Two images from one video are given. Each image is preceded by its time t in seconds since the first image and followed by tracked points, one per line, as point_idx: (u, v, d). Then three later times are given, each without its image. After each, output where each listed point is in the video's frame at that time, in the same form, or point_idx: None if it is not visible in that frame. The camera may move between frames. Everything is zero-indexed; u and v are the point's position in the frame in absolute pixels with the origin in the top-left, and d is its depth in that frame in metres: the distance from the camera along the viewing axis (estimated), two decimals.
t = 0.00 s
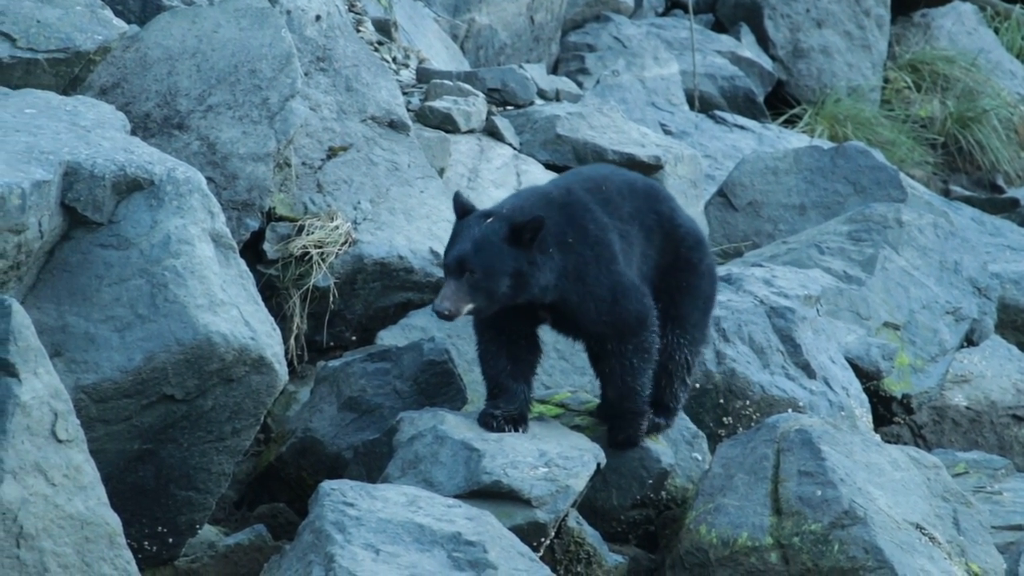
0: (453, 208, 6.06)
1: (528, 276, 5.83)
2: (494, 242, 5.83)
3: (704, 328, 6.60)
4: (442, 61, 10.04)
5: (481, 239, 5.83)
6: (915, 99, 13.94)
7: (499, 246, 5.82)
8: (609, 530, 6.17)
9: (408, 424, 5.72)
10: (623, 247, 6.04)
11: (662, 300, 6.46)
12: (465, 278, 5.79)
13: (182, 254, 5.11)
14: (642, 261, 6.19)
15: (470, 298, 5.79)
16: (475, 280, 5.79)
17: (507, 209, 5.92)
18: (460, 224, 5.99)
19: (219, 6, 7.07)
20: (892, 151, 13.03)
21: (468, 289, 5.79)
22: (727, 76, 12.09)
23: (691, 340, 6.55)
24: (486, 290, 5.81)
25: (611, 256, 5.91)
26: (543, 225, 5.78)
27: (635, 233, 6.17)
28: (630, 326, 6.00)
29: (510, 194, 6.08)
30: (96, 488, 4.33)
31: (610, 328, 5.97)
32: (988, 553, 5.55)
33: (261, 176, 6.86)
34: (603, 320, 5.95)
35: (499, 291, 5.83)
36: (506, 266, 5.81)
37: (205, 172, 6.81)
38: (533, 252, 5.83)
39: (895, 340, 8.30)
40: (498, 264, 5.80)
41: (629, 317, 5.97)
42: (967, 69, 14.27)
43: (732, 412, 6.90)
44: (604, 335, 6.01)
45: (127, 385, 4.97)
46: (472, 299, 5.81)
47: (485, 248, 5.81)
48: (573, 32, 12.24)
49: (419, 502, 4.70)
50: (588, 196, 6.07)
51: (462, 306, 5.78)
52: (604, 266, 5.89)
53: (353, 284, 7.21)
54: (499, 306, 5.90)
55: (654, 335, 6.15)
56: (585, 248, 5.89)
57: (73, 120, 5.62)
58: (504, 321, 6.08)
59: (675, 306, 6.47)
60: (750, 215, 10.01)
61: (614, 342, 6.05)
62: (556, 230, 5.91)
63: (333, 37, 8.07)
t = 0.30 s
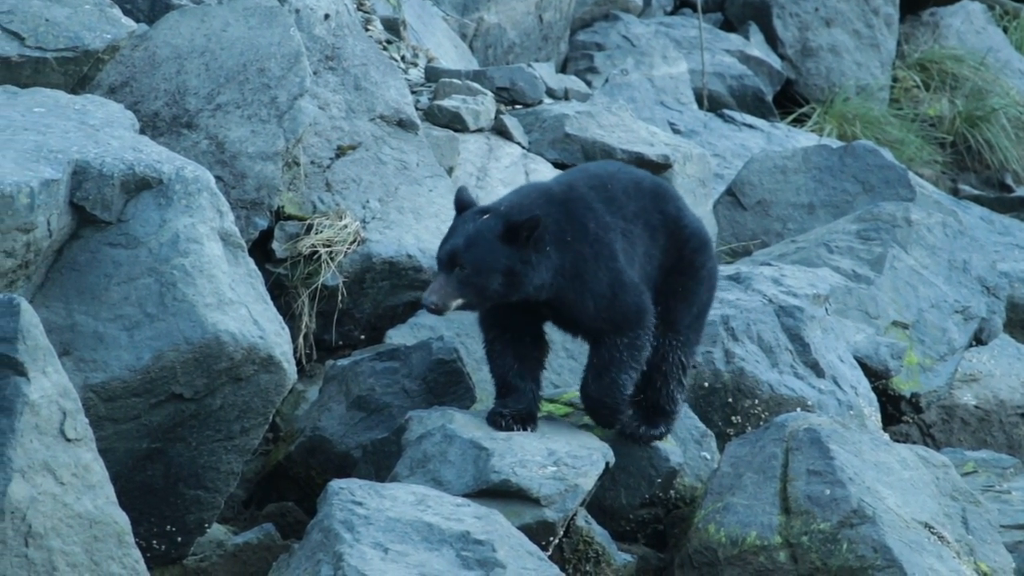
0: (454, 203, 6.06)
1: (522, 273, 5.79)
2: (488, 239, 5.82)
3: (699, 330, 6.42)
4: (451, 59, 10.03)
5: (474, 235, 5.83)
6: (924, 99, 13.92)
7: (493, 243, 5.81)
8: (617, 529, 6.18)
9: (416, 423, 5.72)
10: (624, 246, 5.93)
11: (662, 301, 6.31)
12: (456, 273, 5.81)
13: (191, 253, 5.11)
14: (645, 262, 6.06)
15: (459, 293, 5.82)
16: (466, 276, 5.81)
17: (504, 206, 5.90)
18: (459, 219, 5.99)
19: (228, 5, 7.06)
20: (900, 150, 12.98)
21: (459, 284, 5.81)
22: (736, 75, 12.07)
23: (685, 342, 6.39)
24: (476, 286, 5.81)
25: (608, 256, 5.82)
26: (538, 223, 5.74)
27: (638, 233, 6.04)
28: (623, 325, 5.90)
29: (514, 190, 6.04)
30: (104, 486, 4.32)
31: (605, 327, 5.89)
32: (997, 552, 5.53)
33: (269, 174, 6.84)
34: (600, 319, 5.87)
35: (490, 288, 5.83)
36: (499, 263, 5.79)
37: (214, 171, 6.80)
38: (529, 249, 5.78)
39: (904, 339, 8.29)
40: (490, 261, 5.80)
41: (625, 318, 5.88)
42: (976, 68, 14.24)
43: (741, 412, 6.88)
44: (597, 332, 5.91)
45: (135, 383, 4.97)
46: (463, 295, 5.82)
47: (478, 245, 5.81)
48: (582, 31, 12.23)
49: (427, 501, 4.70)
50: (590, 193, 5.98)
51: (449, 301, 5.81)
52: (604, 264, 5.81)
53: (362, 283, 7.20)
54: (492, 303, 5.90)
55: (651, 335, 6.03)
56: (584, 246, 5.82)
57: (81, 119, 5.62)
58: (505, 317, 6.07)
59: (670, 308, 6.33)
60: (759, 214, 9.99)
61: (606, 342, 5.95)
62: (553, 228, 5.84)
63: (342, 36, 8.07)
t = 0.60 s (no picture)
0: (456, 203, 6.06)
1: (518, 270, 5.75)
2: (485, 237, 5.80)
3: (703, 333, 6.30)
4: (460, 59, 10.03)
5: (471, 232, 5.82)
6: (933, 98, 13.84)
7: (490, 240, 5.79)
8: (626, 529, 6.17)
9: (426, 424, 5.72)
10: (624, 246, 5.88)
11: (664, 304, 6.21)
12: (450, 269, 5.80)
13: (200, 253, 5.11)
14: (648, 263, 5.99)
15: (453, 290, 5.81)
16: (461, 274, 5.79)
17: (503, 204, 5.88)
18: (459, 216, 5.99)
19: (238, 5, 7.08)
20: (909, 150, 12.98)
21: (454, 281, 5.80)
22: (745, 75, 12.06)
23: (689, 344, 6.27)
24: (471, 284, 5.80)
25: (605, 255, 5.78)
26: (535, 220, 5.71)
27: (642, 234, 5.97)
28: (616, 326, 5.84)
29: (517, 187, 6.00)
30: (113, 487, 4.32)
31: (599, 328, 5.83)
32: (1006, 552, 5.51)
33: (279, 175, 6.83)
34: (595, 319, 5.81)
35: (486, 285, 5.81)
36: (494, 261, 5.77)
37: (223, 170, 6.79)
38: (526, 246, 5.75)
39: (913, 338, 8.29)
40: (485, 258, 5.78)
41: (620, 318, 5.81)
42: (985, 68, 14.21)
43: (750, 412, 6.88)
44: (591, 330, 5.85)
45: (144, 384, 4.97)
46: (457, 292, 5.82)
47: (474, 242, 5.79)
48: (591, 31, 12.22)
49: (437, 500, 4.69)
50: (593, 191, 5.92)
51: (443, 298, 5.81)
52: (603, 261, 5.77)
53: (371, 283, 7.18)
54: (489, 301, 5.88)
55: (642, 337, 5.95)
56: (584, 243, 5.77)
57: (91, 119, 5.62)
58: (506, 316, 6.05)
59: (672, 312, 6.22)
60: (769, 214, 9.99)
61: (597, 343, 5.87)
62: (552, 225, 5.80)
63: (351, 36, 8.07)
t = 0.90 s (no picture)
0: (458, 201, 6.07)
1: (515, 267, 5.73)
2: (482, 234, 5.81)
3: (711, 334, 6.27)
4: (470, 60, 10.02)
5: (468, 229, 5.83)
6: (943, 100, 13.82)
7: (487, 237, 5.79)
8: (636, 530, 6.15)
9: (435, 424, 5.72)
10: (624, 247, 5.83)
11: (671, 305, 6.14)
12: (447, 265, 5.81)
13: (210, 254, 5.11)
14: (652, 263, 5.94)
15: (449, 287, 5.82)
16: (458, 270, 5.80)
17: (502, 202, 5.87)
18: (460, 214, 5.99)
19: (247, 6, 7.07)
20: (919, 152, 12.96)
21: (450, 278, 5.81)
22: (755, 76, 12.04)
23: (698, 345, 6.25)
24: (467, 280, 5.80)
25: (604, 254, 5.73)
26: (533, 217, 5.69)
27: (646, 234, 5.93)
28: (607, 328, 5.74)
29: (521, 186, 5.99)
30: (123, 487, 4.31)
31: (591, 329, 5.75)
32: (1017, 554, 5.49)
33: (289, 176, 6.84)
34: (589, 320, 5.74)
35: (482, 282, 5.80)
36: (491, 258, 5.77)
37: (233, 171, 6.79)
38: (523, 243, 5.73)
39: (924, 340, 8.26)
40: (482, 254, 5.78)
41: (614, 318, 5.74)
42: (995, 69, 14.18)
43: (760, 413, 6.86)
44: (582, 331, 5.76)
45: (154, 385, 4.97)
46: (452, 289, 5.82)
47: (471, 239, 5.80)
48: (601, 32, 12.21)
49: (447, 502, 4.69)
50: (597, 192, 5.88)
51: (438, 294, 5.83)
52: (602, 260, 5.73)
53: (381, 284, 7.20)
54: (488, 298, 5.87)
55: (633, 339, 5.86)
56: (584, 241, 5.72)
57: (101, 120, 5.62)
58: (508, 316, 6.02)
59: (678, 315, 6.16)
60: (779, 215, 9.97)
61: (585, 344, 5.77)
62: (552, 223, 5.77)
63: (362, 37, 8.07)
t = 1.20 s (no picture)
0: (461, 199, 6.09)
1: (511, 266, 5.75)
2: (480, 232, 5.82)
3: (722, 337, 6.24)
4: (481, 63, 10.01)
5: (466, 228, 5.84)
6: (954, 103, 13.77)
7: (484, 236, 5.80)
8: (646, 533, 6.15)
9: (446, 427, 5.71)
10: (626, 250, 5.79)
11: (681, 309, 6.10)
12: (444, 263, 5.85)
13: (221, 257, 5.12)
14: (658, 266, 5.90)
15: (445, 285, 5.86)
16: (454, 268, 5.83)
17: (503, 201, 5.88)
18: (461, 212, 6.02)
19: (258, 9, 7.06)
20: (930, 154, 12.90)
21: (446, 275, 5.85)
22: (766, 79, 12.02)
23: (709, 348, 6.21)
24: (463, 279, 5.83)
25: (602, 255, 5.70)
26: (530, 216, 5.68)
27: (652, 237, 5.89)
28: (598, 330, 5.68)
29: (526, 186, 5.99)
30: (133, 490, 4.29)
31: (580, 331, 5.67)
32: None
33: (299, 179, 6.84)
34: (579, 321, 5.67)
35: (479, 280, 5.83)
36: (488, 257, 5.79)
37: (243, 174, 6.78)
38: (520, 243, 5.74)
39: (934, 343, 8.24)
40: (479, 253, 5.79)
41: (607, 321, 5.69)
42: (1005, 72, 14.15)
43: (770, 416, 6.83)
44: (572, 332, 5.68)
45: (164, 388, 4.96)
46: (447, 286, 5.86)
47: (468, 237, 5.81)
48: (612, 34, 12.20)
49: (457, 504, 4.68)
50: (602, 194, 5.85)
51: (434, 292, 5.87)
52: (601, 260, 5.69)
53: (392, 287, 7.20)
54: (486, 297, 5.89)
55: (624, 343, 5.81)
56: (582, 242, 5.69)
57: (111, 122, 5.63)
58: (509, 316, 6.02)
59: (688, 319, 6.13)
60: (789, 218, 9.95)
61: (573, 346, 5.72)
62: (551, 223, 5.76)
63: (372, 39, 8.07)
